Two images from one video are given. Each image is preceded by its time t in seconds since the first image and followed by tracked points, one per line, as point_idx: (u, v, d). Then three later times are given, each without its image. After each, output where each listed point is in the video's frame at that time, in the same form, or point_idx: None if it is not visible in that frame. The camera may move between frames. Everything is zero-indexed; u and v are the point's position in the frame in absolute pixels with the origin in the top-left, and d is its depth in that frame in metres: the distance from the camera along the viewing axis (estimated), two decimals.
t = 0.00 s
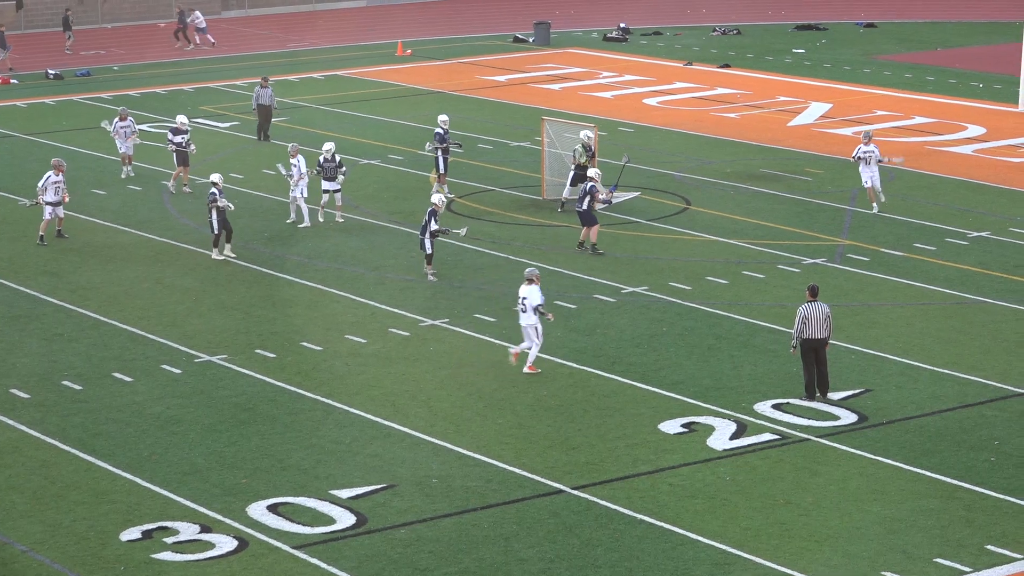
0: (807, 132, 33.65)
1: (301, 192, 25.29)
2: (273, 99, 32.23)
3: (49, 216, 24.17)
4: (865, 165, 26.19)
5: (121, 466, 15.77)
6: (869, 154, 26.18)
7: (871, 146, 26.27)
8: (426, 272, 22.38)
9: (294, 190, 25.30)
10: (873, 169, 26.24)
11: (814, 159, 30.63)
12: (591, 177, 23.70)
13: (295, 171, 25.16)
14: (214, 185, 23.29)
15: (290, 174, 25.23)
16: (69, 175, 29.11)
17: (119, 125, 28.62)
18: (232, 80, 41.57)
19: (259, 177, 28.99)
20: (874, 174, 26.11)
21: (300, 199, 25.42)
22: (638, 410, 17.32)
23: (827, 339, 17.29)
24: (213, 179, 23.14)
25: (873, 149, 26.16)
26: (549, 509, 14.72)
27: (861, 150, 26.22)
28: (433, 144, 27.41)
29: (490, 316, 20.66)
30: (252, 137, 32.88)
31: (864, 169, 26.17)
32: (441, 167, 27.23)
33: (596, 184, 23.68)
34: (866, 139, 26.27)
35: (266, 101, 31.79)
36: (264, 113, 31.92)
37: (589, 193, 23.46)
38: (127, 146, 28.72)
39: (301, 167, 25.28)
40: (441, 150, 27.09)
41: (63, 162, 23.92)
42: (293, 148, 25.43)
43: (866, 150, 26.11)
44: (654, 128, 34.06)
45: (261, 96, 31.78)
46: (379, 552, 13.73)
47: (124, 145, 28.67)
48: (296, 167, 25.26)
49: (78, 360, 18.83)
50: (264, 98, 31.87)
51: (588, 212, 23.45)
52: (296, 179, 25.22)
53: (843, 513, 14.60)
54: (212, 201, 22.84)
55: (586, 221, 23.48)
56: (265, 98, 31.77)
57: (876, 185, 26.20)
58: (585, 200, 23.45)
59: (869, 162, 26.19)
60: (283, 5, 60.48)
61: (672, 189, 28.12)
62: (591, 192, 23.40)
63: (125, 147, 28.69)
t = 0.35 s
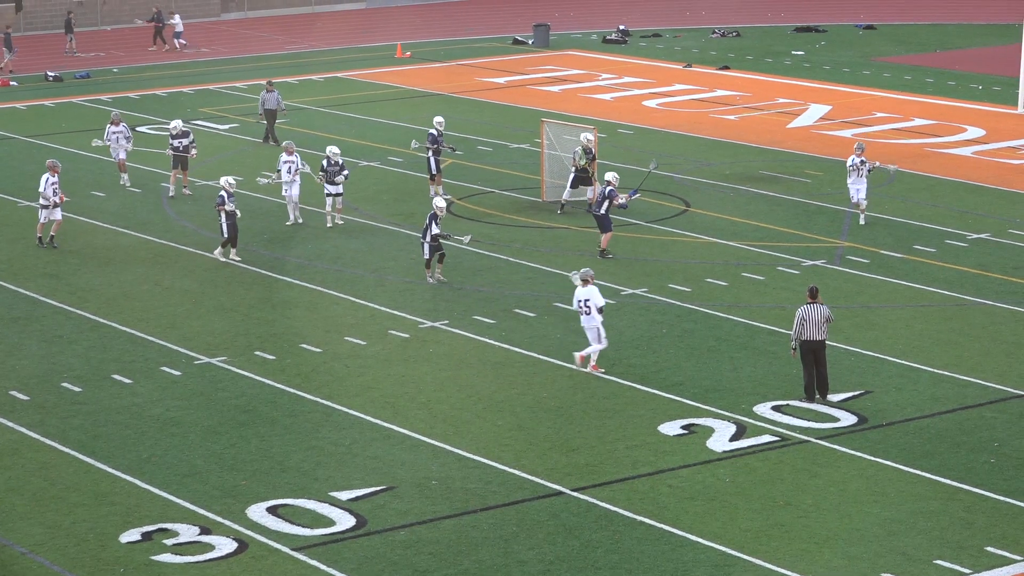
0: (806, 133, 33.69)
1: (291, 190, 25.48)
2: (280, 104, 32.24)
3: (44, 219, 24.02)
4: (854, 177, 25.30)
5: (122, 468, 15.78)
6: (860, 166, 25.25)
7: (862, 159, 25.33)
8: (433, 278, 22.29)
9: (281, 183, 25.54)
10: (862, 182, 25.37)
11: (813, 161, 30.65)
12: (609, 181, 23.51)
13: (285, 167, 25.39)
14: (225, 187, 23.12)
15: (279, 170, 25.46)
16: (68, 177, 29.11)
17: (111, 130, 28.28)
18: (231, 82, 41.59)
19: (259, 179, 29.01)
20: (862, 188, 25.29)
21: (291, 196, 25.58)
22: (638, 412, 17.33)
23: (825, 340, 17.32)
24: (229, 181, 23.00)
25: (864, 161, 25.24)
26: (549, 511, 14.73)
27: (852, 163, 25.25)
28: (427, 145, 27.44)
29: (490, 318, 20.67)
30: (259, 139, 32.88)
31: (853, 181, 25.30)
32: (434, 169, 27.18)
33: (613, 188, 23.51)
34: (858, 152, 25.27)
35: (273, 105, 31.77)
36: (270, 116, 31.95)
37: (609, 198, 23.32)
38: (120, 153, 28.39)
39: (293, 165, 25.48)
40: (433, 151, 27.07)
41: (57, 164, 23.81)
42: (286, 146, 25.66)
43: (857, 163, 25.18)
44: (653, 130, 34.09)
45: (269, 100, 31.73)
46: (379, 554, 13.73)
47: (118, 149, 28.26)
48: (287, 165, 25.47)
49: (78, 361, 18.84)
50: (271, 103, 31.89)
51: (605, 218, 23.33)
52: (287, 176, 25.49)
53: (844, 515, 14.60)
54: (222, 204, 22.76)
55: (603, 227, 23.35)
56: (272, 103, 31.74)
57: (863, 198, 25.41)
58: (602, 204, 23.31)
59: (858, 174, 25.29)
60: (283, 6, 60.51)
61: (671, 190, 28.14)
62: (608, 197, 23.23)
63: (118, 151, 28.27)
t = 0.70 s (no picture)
0: (807, 134, 33.69)
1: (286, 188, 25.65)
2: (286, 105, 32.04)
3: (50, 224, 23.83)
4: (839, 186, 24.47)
5: (122, 468, 15.78)
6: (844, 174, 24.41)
7: (846, 166, 24.51)
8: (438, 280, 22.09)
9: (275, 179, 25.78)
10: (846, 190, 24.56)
11: (814, 162, 30.65)
12: (630, 182, 23.42)
13: (280, 164, 25.55)
14: (228, 189, 22.93)
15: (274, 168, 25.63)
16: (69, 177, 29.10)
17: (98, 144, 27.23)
18: (231, 82, 41.59)
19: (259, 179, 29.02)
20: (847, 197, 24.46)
21: (286, 194, 25.76)
22: (639, 412, 17.33)
23: (827, 341, 17.32)
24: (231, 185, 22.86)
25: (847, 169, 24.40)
26: (549, 511, 14.72)
27: (835, 172, 24.41)
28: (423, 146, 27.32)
29: (491, 319, 20.68)
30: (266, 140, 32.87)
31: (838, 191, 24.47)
32: (429, 169, 27.10)
33: (632, 188, 23.42)
34: (840, 159, 24.40)
35: (281, 106, 31.62)
36: (278, 118, 31.83)
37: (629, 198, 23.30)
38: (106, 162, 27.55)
39: (288, 163, 25.63)
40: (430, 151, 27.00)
41: (65, 168, 23.85)
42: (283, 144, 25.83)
43: (839, 172, 24.34)
44: (654, 130, 34.10)
45: (275, 102, 31.64)
46: (379, 555, 13.73)
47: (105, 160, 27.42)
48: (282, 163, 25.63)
49: (79, 362, 18.84)
50: (278, 104, 31.73)
51: (624, 218, 23.33)
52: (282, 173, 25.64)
53: (845, 516, 14.59)
54: (226, 207, 22.70)
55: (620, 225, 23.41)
56: (280, 104, 31.61)
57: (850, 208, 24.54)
58: (620, 205, 23.32)
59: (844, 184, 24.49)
60: (284, 7, 60.53)
61: (672, 191, 28.15)
62: (626, 197, 23.25)
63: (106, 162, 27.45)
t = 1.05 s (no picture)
0: (806, 133, 33.68)
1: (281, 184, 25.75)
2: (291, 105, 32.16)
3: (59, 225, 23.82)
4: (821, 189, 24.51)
5: (122, 467, 15.78)
6: (827, 177, 24.50)
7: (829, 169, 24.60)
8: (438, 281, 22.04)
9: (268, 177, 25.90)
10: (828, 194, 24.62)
11: (813, 161, 30.64)
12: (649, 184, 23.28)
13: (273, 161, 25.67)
14: (229, 189, 22.90)
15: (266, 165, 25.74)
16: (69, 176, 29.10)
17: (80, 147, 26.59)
18: (231, 81, 41.59)
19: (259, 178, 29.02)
20: (827, 201, 24.50)
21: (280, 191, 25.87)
22: (638, 412, 17.32)
23: (827, 340, 17.31)
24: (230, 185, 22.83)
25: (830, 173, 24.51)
26: (548, 511, 14.72)
27: (819, 173, 24.51)
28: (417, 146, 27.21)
29: (490, 318, 20.67)
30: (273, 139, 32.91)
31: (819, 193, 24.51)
32: (422, 169, 27.08)
33: (652, 191, 23.30)
34: (824, 162, 24.52)
35: (287, 106, 31.72)
36: (284, 119, 31.83)
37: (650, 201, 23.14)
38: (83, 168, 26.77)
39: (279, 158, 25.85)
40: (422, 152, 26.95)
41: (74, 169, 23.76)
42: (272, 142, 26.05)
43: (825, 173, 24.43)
44: (654, 130, 34.10)
45: (281, 103, 31.70)
46: (379, 554, 13.72)
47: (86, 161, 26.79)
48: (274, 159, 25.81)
49: (78, 361, 18.83)
50: (284, 104, 31.80)
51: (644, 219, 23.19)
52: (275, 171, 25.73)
53: (845, 515, 14.59)
54: (225, 207, 22.67)
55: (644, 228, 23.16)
56: (287, 104, 31.69)
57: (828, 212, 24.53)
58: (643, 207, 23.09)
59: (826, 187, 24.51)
60: (283, 6, 60.54)
61: (671, 190, 28.15)
62: (646, 200, 23.07)
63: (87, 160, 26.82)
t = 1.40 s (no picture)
0: (805, 134, 33.68)
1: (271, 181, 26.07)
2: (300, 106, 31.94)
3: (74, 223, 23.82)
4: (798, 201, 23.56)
5: (121, 467, 15.77)
6: (802, 187, 23.51)
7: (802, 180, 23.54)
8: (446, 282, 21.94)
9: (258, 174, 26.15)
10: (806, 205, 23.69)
11: (812, 162, 30.64)
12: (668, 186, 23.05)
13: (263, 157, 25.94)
14: (231, 189, 22.89)
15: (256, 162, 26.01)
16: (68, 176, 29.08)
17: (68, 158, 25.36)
18: (230, 81, 41.57)
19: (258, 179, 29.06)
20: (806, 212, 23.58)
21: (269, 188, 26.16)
22: (637, 412, 17.33)
23: (828, 340, 17.30)
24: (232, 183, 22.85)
25: (804, 182, 23.49)
26: (548, 511, 14.72)
27: (792, 186, 23.50)
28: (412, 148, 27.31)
29: (489, 318, 20.68)
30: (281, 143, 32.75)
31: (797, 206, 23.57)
32: (417, 170, 27.10)
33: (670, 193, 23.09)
34: (795, 171, 23.48)
35: (293, 107, 31.52)
36: (290, 120, 31.62)
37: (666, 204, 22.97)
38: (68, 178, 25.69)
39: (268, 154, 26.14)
40: (415, 153, 27.00)
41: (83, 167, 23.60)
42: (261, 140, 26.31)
43: (795, 186, 23.45)
44: (653, 130, 34.10)
45: (288, 103, 31.52)
46: (378, 554, 13.72)
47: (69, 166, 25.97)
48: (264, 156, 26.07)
49: (78, 361, 18.83)
50: (291, 105, 31.60)
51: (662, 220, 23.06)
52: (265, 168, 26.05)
53: (844, 516, 14.59)
54: (228, 207, 22.64)
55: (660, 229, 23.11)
56: (293, 104, 31.50)
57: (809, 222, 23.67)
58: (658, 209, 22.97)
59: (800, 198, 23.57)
60: (282, 6, 60.51)
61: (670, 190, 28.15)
62: (662, 202, 22.91)
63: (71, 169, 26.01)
